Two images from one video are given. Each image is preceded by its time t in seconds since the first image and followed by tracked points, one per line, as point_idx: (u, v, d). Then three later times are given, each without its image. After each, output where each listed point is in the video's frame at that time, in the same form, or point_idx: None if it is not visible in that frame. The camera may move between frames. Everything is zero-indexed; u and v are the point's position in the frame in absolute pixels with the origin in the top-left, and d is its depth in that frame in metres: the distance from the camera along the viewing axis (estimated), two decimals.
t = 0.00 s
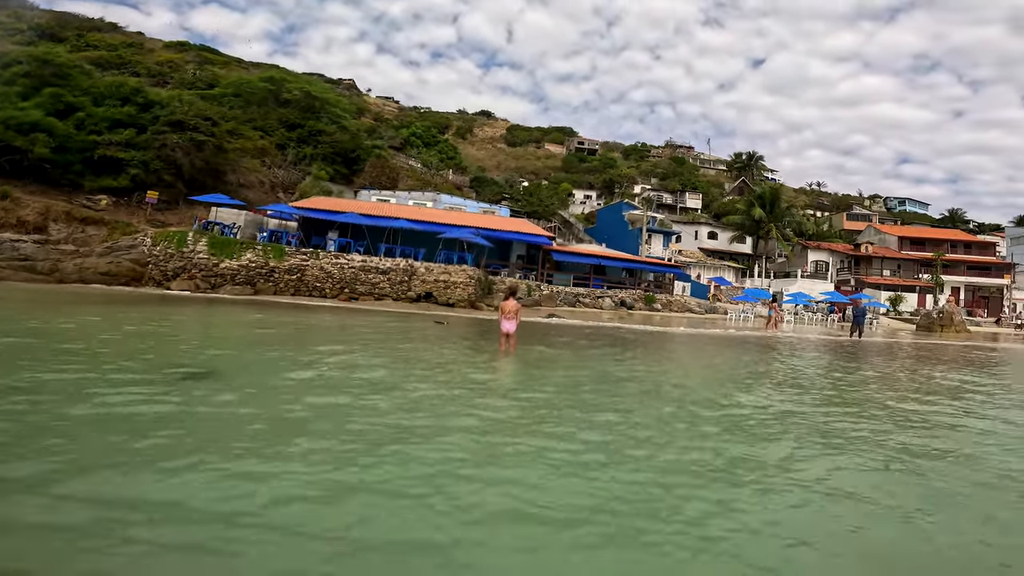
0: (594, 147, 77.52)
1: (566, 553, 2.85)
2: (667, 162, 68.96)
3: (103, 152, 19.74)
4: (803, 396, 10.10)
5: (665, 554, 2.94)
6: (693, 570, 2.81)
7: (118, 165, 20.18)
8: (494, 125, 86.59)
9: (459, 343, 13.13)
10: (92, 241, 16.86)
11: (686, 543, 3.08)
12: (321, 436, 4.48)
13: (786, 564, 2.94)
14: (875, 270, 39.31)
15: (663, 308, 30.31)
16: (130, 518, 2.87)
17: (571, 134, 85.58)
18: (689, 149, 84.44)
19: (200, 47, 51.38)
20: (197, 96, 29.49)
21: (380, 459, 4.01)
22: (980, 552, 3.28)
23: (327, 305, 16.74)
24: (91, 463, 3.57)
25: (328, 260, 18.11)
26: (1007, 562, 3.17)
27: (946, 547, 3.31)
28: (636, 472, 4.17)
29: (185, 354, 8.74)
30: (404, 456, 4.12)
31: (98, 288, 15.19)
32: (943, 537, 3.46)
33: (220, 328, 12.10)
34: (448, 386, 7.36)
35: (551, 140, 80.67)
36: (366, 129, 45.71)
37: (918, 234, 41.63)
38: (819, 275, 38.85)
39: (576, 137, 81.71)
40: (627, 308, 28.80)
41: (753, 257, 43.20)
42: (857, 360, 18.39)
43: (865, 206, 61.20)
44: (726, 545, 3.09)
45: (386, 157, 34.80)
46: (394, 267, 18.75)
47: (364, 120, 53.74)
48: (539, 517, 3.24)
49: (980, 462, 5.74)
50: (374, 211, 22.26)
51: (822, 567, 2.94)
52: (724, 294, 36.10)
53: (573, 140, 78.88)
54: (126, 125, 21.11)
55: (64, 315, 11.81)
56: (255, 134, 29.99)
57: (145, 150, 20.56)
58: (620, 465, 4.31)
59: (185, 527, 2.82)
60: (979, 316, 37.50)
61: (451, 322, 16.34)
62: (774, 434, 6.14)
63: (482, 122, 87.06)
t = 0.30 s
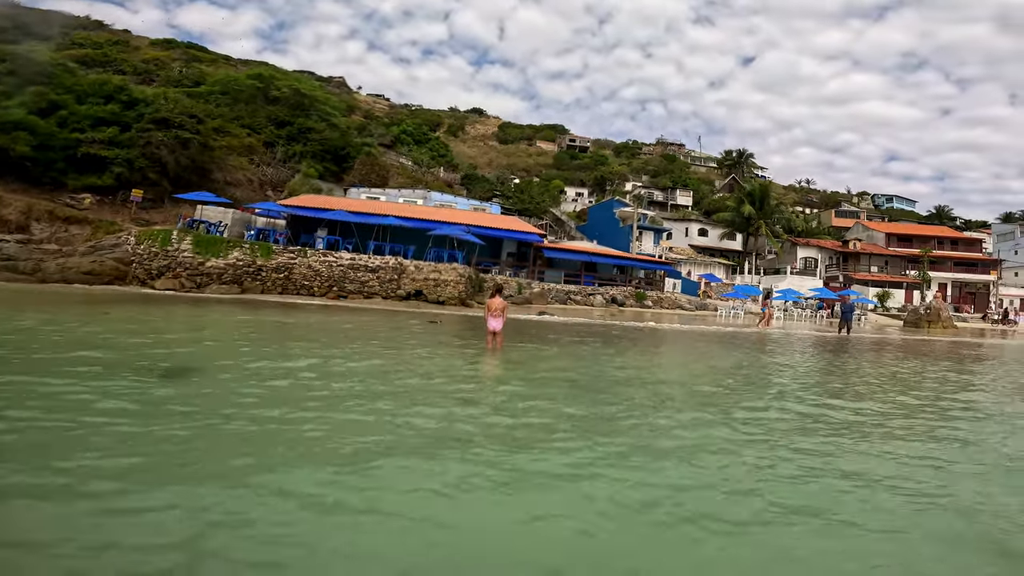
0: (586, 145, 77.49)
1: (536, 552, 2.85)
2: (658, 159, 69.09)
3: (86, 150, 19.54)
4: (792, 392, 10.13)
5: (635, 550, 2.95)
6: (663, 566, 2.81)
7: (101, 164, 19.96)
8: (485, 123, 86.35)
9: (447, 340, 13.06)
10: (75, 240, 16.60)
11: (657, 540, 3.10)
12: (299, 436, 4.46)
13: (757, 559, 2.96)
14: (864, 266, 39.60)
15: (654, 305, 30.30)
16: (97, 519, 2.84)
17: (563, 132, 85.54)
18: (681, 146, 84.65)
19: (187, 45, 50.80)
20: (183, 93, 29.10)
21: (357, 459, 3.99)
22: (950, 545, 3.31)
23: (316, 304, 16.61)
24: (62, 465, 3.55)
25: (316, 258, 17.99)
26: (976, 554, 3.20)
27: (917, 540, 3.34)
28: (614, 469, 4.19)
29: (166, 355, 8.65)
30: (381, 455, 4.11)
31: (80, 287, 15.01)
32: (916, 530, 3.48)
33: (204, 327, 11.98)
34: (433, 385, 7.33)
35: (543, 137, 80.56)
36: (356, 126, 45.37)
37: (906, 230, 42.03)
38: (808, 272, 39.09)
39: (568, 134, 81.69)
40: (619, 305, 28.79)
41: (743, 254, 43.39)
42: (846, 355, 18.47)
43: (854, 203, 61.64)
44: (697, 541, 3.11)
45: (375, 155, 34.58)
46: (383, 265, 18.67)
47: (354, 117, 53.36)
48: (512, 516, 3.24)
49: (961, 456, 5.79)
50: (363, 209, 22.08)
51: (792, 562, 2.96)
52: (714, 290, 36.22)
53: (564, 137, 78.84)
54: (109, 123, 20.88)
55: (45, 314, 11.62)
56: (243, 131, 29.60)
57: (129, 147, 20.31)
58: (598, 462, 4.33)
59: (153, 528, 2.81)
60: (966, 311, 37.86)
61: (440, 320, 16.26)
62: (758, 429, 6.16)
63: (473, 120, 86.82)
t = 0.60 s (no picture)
0: (584, 144, 77.51)
1: (523, 552, 2.81)
2: (656, 158, 69.13)
3: (81, 150, 19.46)
4: (790, 390, 10.08)
5: (625, 552, 2.90)
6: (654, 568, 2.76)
7: (97, 163, 19.91)
8: (483, 122, 86.29)
9: (443, 339, 13.04)
10: (71, 240, 16.51)
11: (649, 541, 3.05)
12: (288, 436, 4.42)
13: (749, 559, 2.91)
14: (861, 264, 39.64)
15: (652, 303, 30.25)
16: (80, 520, 2.80)
17: (561, 131, 85.57)
18: (678, 145, 84.73)
19: (184, 44, 50.65)
20: (180, 92, 29.02)
21: (346, 459, 3.95)
22: (946, 544, 3.26)
23: (312, 303, 16.56)
24: (50, 465, 3.51)
25: (312, 258, 17.94)
26: (973, 554, 3.15)
27: (913, 539, 3.29)
28: (606, 469, 4.15)
29: (159, 355, 8.62)
30: (371, 455, 4.07)
31: (75, 288, 14.99)
32: (913, 529, 3.43)
33: (199, 327, 11.95)
34: (427, 384, 7.32)
35: (541, 136, 80.52)
36: (353, 125, 45.29)
37: (904, 228, 42.04)
38: (806, 270, 39.15)
39: (566, 134, 81.73)
40: (617, 303, 28.77)
41: (741, 253, 43.41)
42: (844, 354, 18.45)
43: (851, 201, 61.75)
44: (689, 542, 3.06)
45: (373, 154, 34.53)
46: (380, 264, 18.63)
47: (352, 116, 53.26)
48: (501, 517, 3.19)
49: (961, 454, 5.73)
50: (360, 208, 22.01)
51: (785, 562, 2.91)
52: (712, 289, 36.22)
53: (562, 136, 78.85)
54: (105, 123, 20.81)
55: (39, 314, 11.57)
56: (240, 130, 29.49)
57: (124, 147, 20.24)
58: (590, 462, 4.28)
59: (134, 530, 2.76)
60: (963, 309, 37.92)
61: (437, 319, 16.22)
62: (755, 427, 6.12)
63: (471, 119, 86.73)
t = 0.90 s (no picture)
0: (584, 143, 77.48)
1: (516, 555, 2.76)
2: (656, 157, 69.09)
3: (80, 150, 19.45)
4: (790, 388, 10.08)
5: (621, 556, 2.85)
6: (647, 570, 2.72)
7: (96, 164, 19.90)
8: (483, 122, 86.28)
9: (440, 338, 13.07)
10: (70, 240, 16.46)
11: (645, 543, 3.00)
12: (279, 436, 4.38)
13: (748, 563, 2.86)
14: (861, 264, 39.62)
15: (652, 302, 30.22)
16: (71, 516, 2.84)
17: (561, 130, 85.60)
18: (678, 144, 84.72)
19: (183, 45, 50.61)
20: (179, 93, 29.03)
21: (339, 459, 3.91)
22: (948, 546, 3.21)
23: (310, 302, 16.59)
24: (44, 462, 3.55)
25: (310, 257, 17.97)
26: (974, 558, 3.10)
27: (912, 541, 3.25)
28: (603, 469, 4.11)
29: (156, 355, 8.62)
30: (365, 456, 4.03)
31: (75, 288, 15.01)
32: (914, 532, 3.37)
33: (197, 326, 11.96)
34: (422, 383, 7.37)
35: (541, 136, 80.51)
36: (353, 125, 45.30)
37: (904, 227, 42.01)
38: (805, 269, 39.14)
39: (565, 133, 81.71)
40: (616, 303, 28.78)
41: (741, 252, 43.40)
42: (842, 352, 18.45)
43: (851, 200, 61.75)
44: (687, 544, 3.01)
45: (372, 154, 34.56)
46: (379, 263, 18.67)
47: (352, 116, 53.26)
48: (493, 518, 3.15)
49: (948, 450, 5.77)
50: (359, 207, 22.02)
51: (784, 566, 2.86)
52: (711, 288, 36.22)
53: (563, 136, 78.85)
54: (104, 123, 20.77)
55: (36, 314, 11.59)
56: (239, 131, 29.48)
57: (123, 147, 20.24)
58: (587, 463, 4.25)
59: (121, 532, 2.72)
60: (963, 308, 37.88)
61: (435, 318, 16.25)
62: (754, 427, 6.08)
63: (471, 119, 86.71)
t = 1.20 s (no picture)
0: (584, 143, 77.48)
1: (500, 547, 2.78)
2: (656, 157, 69.11)
3: (79, 151, 19.50)
4: (784, 387, 10.13)
5: (604, 548, 2.86)
6: (630, 563, 2.73)
7: (95, 164, 19.97)
8: (483, 121, 86.33)
9: (435, 337, 13.12)
10: (69, 240, 16.51)
11: (629, 536, 3.02)
12: (268, 432, 4.41)
13: (721, 549, 2.94)
14: (860, 263, 39.68)
15: (650, 302, 30.26)
16: (59, 503, 2.93)
17: (561, 130, 85.68)
18: (678, 144, 84.82)
19: (183, 45, 50.66)
20: (178, 93, 29.07)
21: (327, 456, 3.93)
22: (932, 542, 3.22)
23: (307, 301, 16.63)
24: (36, 454, 3.62)
25: (308, 257, 18.03)
26: (957, 552, 3.11)
27: (897, 537, 3.25)
28: (590, 466, 4.12)
29: (153, 354, 8.68)
30: (352, 453, 4.05)
31: (73, 287, 15.09)
32: (899, 527, 3.39)
33: (195, 325, 12.02)
34: (415, 381, 7.43)
35: (541, 136, 80.54)
36: (353, 125, 45.34)
37: (903, 227, 42.04)
38: (804, 269, 39.16)
39: (565, 133, 81.72)
40: (614, 302, 28.83)
41: (740, 252, 43.42)
42: (839, 351, 18.50)
43: (851, 200, 61.80)
44: (669, 538, 3.02)
45: (372, 154, 34.65)
46: (377, 263, 18.74)
47: (352, 117, 53.32)
48: (478, 513, 3.16)
49: (932, 448, 5.83)
50: (357, 207, 22.07)
51: (766, 560, 2.87)
52: (710, 288, 36.28)
53: (563, 136, 78.87)
54: (102, 124, 20.84)
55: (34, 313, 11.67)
56: (238, 131, 29.54)
57: (123, 147, 20.31)
58: (574, 460, 4.27)
59: (106, 523, 2.74)
60: (962, 307, 37.89)
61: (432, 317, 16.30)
62: (744, 426, 6.11)
63: (472, 119, 86.81)
